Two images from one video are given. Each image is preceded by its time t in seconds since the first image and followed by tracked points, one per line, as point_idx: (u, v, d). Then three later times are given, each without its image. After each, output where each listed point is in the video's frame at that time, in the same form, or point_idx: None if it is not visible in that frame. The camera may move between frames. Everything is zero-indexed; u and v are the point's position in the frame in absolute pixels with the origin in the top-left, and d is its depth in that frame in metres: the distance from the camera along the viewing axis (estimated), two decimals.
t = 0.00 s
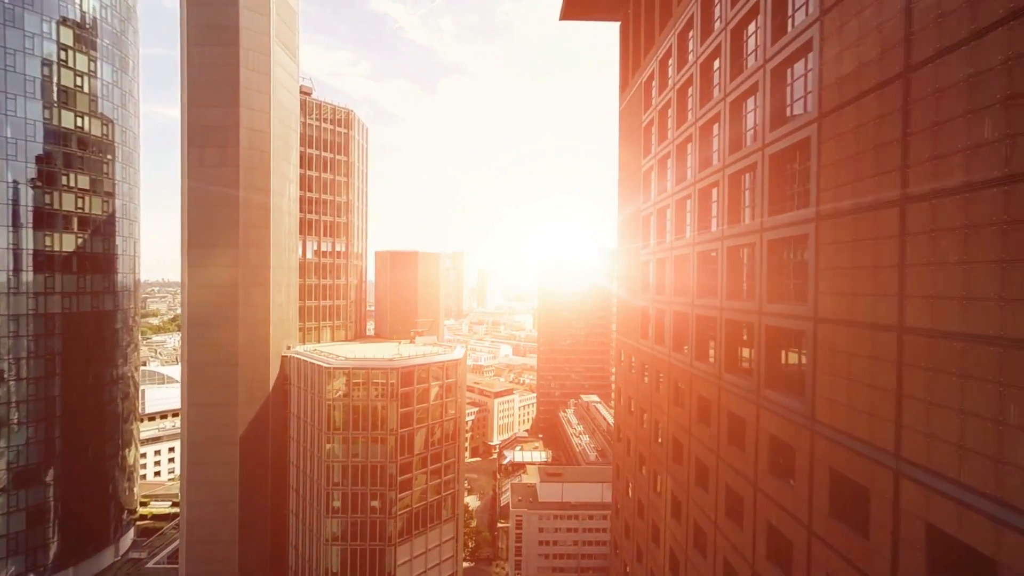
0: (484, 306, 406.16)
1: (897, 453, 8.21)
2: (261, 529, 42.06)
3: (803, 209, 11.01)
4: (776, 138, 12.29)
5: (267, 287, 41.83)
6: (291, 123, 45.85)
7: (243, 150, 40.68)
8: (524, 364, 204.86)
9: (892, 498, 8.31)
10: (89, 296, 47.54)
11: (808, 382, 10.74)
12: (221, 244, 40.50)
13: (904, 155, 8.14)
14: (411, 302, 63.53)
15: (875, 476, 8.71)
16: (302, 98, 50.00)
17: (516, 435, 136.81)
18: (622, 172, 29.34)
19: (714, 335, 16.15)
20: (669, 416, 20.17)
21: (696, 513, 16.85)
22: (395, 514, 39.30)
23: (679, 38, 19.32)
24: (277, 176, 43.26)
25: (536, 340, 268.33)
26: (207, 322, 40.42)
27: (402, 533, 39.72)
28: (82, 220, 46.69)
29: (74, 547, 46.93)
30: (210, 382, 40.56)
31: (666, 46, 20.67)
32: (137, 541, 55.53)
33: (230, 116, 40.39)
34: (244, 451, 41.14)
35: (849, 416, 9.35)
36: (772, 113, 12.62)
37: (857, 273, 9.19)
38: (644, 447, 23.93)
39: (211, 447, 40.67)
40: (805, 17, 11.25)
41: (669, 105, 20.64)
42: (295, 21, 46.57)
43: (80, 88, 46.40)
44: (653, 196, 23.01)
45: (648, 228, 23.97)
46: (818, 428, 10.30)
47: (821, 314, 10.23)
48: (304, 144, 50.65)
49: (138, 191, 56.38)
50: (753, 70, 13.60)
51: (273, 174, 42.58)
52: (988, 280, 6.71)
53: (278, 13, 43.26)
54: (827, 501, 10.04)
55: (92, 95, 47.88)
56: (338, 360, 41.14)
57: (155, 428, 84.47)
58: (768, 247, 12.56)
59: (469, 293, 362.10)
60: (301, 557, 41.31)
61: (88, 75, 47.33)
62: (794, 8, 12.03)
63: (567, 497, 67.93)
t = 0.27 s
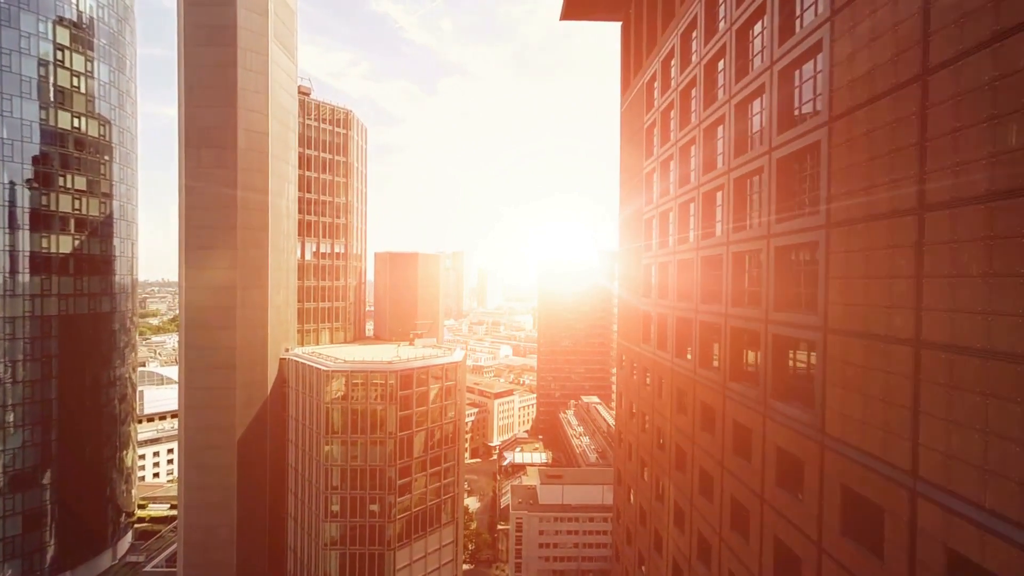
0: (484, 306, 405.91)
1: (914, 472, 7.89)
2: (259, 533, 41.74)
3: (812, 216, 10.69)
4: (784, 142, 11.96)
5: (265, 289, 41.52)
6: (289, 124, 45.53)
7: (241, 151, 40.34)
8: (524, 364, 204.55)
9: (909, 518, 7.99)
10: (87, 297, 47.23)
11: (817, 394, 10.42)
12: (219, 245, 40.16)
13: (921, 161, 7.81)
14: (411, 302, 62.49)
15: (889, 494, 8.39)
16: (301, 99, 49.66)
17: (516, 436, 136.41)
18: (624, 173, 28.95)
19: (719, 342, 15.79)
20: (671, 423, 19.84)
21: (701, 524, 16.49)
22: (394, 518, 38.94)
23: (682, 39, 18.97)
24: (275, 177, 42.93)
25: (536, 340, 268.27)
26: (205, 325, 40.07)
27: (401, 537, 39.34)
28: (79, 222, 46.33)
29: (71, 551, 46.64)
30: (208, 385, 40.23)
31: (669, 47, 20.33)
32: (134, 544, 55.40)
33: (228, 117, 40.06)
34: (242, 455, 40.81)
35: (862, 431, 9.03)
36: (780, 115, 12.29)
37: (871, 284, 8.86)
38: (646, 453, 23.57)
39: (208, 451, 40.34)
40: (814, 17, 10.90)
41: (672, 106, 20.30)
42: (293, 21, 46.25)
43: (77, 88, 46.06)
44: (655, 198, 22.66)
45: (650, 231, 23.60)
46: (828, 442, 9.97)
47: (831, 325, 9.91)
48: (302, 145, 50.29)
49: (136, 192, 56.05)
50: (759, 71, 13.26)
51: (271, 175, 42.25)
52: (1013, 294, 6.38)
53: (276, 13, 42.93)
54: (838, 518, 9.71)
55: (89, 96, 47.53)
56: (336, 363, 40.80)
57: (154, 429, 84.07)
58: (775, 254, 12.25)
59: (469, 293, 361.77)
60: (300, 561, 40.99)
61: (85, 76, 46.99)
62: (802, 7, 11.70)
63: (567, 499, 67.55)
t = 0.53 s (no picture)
0: (484, 306, 405.48)
1: (935, 495, 7.52)
2: (257, 538, 41.37)
3: (823, 225, 10.34)
4: (793, 147, 11.59)
5: (262, 292, 41.16)
6: (287, 125, 45.16)
7: (238, 152, 39.96)
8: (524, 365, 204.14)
9: (929, 543, 7.64)
10: (83, 300, 46.87)
11: (829, 408, 10.05)
12: (216, 248, 39.79)
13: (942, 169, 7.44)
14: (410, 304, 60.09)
15: (908, 517, 8.02)
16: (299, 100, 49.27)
17: (516, 438, 135.99)
18: (626, 176, 28.55)
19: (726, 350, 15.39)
20: (675, 432, 19.46)
21: (705, 536, 16.10)
22: (393, 523, 38.57)
23: (686, 40, 18.59)
24: (273, 179, 42.55)
25: (536, 340, 267.90)
26: (202, 328, 39.69)
27: (400, 543, 38.96)
28: (75, 223, 45.91)
29: (66, 555, 46.28)
30: (206, 389, 39.86)
31: (672, 47, 19.93)
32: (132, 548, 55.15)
33: (225, 118, 39.69)
34: (240, 459, 40.43)
35: (877, 450, 8.66)
36: (789, 119, 11.91)
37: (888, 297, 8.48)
38: (649, 461, 23.18)
39: (206, 455, 39.97)
40: (825, 17, 10.52)
41: (675, 109, 19.92)
42: (291, 21, 45.91)
43: (73, 89, 45.68)
44: (658, 202, 22.27)
45: (653, 236, 23.21)
46: (841, 460, 9.60)
47: (844, 338, 9.55)
48: (301, 146, 49.90)
49: (133, 193, 55.71)
50: (767, 74, 12.89)
51: (269, 177, 41.88)
52: None
53: (274, 13, 42.55)
54: (852, 539, 9.35)
55: (86, 96, 47.15)
56: (334, 366, 40.43)
57: (152, 431, 83.68)
58: (784, 262, 11.89)
59: (469, 293, 361.27)
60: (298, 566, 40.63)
61: (82, 76, 46.62)
62: (812, 8, 11.32)
63: (567, 502, 67.19)
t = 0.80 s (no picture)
0: (484, 307, 404.98)
1: (957, 521, 7.16)
2: (254, 543, 40.99)
3: (835, 234, 9.98)
4: (803, 153, 11.24)
5: (260, 295, 40.83)
6: (286, 126, 44.83)
7: (236, 154, 39.60)
8: (524, 366, 203.72)
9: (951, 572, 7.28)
10: (79, 303, 46.49)
11: (841, 424, 9.68)
12: (213, 250, 39.40)
13: (966, 179, 7.08)
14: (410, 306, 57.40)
15: (929, 543, 7.65)
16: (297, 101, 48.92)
17: (516, 439, 135.51)
18: (628, 179, 28.15)
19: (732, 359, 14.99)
20: (678, 441, 19.07)
21: (709, 550, 15.72)
22: (391, 529, 38.18)
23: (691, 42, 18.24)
24: (271, 181, 42.19)
25: (537, 341, 267.48)
26: (199, 331, 39.31)
27: (399, 548, 38.56)
28: (72, 225, 45.49)
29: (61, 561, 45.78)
30: (202, 393, 39.46)
31: (676, 49, 19.57)
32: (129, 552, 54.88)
33: (222, 120, 39.32)
34: (237, 464, 40.00)
35: (894, 471, 8.29)
36: (799, 124, 11.56)
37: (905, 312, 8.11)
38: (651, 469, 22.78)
39: (202, 460, 39.55)
40: (837, 18, 10.17)
41: (679, 111, 19.54)
42: (290, 22, 45.59)
43: (70, 90, 45.30)
44: (661, 207, 21.92)
45: (656, 241, 22.82)
46: (853, 478, 9.25)
47: (857, 353, 9.18)
48: (299, 148, 49.55)
49: (130, 195, 55.43)
50: (775, 76, 12.53)
51: (267, 179, 41.52)
52: None
53: (272, 13, 42.23)
54: (866, 562, 8.99)
55: (82, 97, 46.77)
56: (333, 370, 40.03)
57: (150, 433, 83.27)
58: (793, 271, 11.53)
59: (469, 294, 360.77)
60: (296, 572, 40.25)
61: (78, 77, 46.28)
62: (824, 8, 10.96)
63: (568, 505, 66.76)
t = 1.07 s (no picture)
0: (484, 307, 404.61)
1: (982, 551, 6.79)
2: (252, 548, 40.62)
3: (848, 243, 9.60)
4: (813, 158, 10.86)
5: (258, 298, 40.47)
6: (284, 127, 44.44)
7: (234, 155, 39.23)
8: (524, 367, 203.31)
9: None
10: (75, 305, 46.08)
11: (855, 442, 9.31)
12: (210, 253, 39.02)
13: (993, 190, 6.71)
14: (410, 308, 57.13)
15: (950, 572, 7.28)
16: (296, 102, 48.57)
17: (517, 441, 135.13)
18: (630, 181, 27.74)
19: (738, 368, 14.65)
20: (682, 450, 18.66)
21: (715, 564, 15.32)
22: (390, 534, 37.82)
23: (694, 43, 17.88)
24: (269, 183, 41.82)
25: (537, 342, 267.17)
26: (196, 334, 38.92)
27: (398, 554, 38.21)
28: (68, 227, 45.05)
29: (57, 566, 45.32)
30: (200, 397, 39.08)
31: (679, 50, 19.21)
32: (126, 556, 54.44)
33: (220, 121, 38.95)
34: (234, 468, 39.61)
35: (913, 494, 7.91)
36: (809, 128, 11.18)
37: (925, 327, 7.73)
38: (653, 477, 22.42)
39: (200, 464, 39.18)
40: (851, 19, 9.78)
41: (683, 113, 19.19)
42: (288, 22, 45.22)
43: (66, 91, 44.89)
44: (664, 211, 21.56)
45: (658, 245, 22.47)
46: (868, 499, 8.87)
47: (872, 368, 8.82)
48: (298, 149, 49.19)
49: (127, 196, 55.08)
50: (784, 78, 12.17)
51: (265, 180, 41.16)
52: None
53: (270, 14, 41.89)
54: None
55: (79, 98, 46.38)
56: (331, 374, 39.65)
57: (149, 434, 82.87)
58: (804, 281, 11.16)
59: (469, 294, 360.37)
60: None
61: (75, 78, 45.88)
62: (836, 8, 10.59)
63: (568, 508, 66.46)
